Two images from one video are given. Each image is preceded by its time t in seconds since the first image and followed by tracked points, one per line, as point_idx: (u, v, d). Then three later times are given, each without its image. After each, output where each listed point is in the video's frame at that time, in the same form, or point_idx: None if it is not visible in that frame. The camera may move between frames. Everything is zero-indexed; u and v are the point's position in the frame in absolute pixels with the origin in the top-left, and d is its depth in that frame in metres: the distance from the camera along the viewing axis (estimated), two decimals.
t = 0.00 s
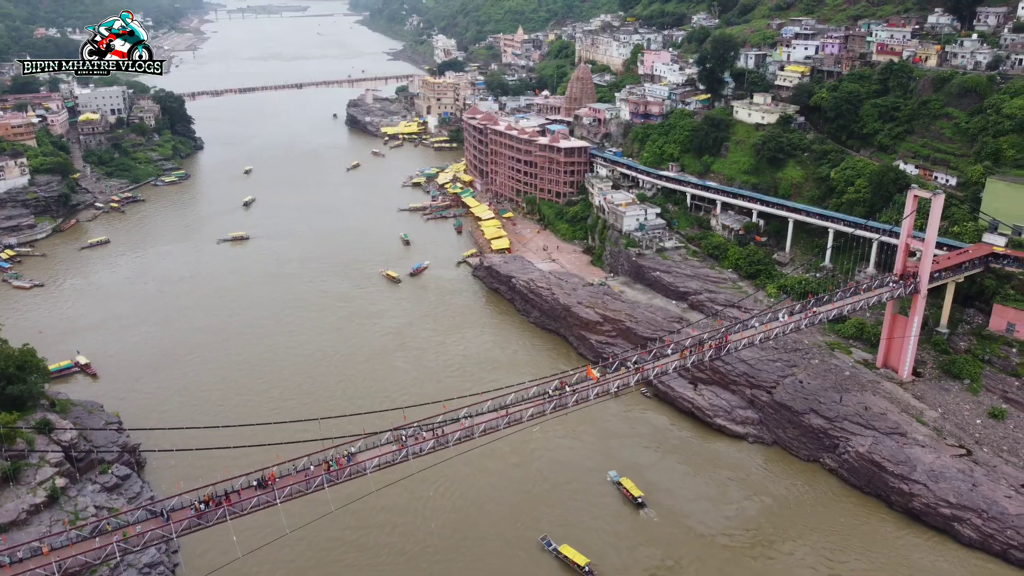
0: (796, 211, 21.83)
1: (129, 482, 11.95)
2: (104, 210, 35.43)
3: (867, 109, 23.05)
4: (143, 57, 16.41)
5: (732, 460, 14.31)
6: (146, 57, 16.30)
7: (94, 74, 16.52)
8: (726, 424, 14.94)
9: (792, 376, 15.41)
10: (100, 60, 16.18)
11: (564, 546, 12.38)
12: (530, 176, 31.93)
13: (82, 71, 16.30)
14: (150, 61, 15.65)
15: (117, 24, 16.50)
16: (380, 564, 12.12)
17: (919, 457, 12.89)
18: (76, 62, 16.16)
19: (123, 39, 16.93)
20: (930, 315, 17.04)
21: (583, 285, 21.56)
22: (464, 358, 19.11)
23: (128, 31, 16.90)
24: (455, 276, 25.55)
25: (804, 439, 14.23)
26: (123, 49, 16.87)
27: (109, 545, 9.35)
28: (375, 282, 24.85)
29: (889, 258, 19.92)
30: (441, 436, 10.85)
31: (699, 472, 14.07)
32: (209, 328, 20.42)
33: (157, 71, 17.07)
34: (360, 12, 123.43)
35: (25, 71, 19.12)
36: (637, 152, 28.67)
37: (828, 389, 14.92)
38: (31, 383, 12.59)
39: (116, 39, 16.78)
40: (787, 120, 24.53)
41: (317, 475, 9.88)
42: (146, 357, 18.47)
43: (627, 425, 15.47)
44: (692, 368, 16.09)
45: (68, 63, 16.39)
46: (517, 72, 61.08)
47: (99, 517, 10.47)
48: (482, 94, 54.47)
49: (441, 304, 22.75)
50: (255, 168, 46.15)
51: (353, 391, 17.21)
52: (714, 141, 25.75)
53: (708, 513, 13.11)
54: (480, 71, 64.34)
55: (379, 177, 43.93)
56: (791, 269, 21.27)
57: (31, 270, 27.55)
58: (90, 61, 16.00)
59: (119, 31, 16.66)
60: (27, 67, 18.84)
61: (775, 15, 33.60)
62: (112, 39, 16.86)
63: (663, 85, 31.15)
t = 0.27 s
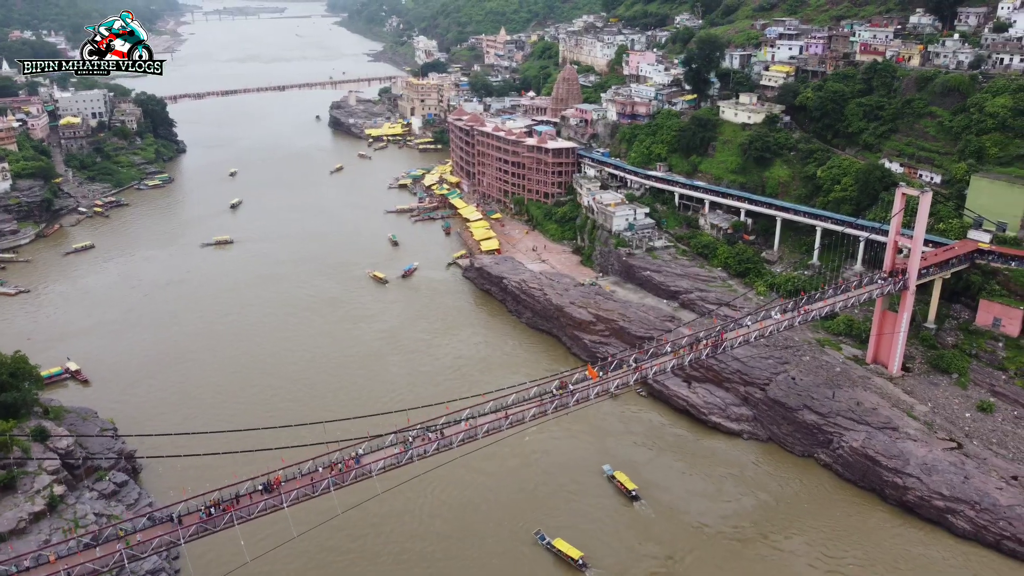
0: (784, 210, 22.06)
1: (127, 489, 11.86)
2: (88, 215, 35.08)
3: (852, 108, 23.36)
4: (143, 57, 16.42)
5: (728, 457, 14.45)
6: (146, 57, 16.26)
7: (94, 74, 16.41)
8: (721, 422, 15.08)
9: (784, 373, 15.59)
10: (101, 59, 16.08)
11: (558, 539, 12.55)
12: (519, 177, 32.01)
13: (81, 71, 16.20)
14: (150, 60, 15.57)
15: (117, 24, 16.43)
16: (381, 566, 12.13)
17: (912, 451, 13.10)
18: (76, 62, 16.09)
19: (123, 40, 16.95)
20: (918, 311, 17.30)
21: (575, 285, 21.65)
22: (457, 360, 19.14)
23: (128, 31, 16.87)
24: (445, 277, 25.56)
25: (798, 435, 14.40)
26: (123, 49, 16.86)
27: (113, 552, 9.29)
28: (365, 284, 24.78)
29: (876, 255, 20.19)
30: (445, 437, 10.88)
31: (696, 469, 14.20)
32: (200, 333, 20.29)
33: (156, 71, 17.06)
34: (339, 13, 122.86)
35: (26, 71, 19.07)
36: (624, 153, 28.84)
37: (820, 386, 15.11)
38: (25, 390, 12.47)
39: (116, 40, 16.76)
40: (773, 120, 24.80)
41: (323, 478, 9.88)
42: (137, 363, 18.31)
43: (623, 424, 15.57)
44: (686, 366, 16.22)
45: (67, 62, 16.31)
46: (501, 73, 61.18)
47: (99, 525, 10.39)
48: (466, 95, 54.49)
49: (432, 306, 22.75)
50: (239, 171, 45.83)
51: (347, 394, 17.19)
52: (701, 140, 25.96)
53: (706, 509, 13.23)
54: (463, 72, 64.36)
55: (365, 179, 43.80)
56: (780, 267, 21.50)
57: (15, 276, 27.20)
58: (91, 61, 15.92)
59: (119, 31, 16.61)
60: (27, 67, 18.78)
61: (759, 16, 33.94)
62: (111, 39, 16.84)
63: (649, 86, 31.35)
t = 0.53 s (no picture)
0: (772, 208, 22.29)
1: (125, 495, 11.76)
2: (71, 219, 34.72)
3: (837, 107, 23.64)
4: (144, 57, 16.24)
5: (723, 453, 14.59)
6: (147, 57, 16.08)
7: (95, 74, 16.14)
8: (716, 418, 15.22)
9: (777, 369, 15.74)
10: (101, 60, 15.88)
11: (551, 533, 12.70)
12: (507, 177, 32.05)
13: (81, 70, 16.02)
14: (151, 60, 15.41)
15: (117, 24, 16.22)
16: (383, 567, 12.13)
17: (905, 444, 13.28)
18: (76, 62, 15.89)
19: (122, 40, 16.77)
20: (906, 306, 17.55)
21: (566, 284, 21.72)
22: (451, 360, 19.16)
23: (128, 31, 16.68)
24: (436, 278, 25.56)
25: (793, 430, 14.57)
26: (123, 49, 16.66)
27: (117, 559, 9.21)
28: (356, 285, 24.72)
29: (864, 252, 20.46)
30: (449, 437, 10.87)
31: (692, 465, 14.32)
32: (191, 337, 20.16)
33: (156, 71, 16.90)
34: (318, 13, 122.12)
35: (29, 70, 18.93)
36: (612, 152, 28.98)
37: (813, 381, 15.28)
38: (19, 397, 12.33)
39: (116, 40, 16.57)
40: (759, 119, 25.04)
41: (329, 481, 9.87)
42: (127, 369, 18.17)
43: (618, 421, 15.68)
44: (680, 363, 16.35)
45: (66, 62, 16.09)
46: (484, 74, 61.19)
47: (100, 532, 10.33)
48: (451, 96, 54.45)
49: (424, 307, 22.74)
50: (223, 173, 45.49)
51: (343, 396, 17.17)
52: (689, 139, 26.15)
53: (704, 505, 13.36)
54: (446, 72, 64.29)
55: (350, 181, 43.65)
56: (769, 265, 21.73)
57: None
58: (92, 61, 15.73)
59: (119, 31, 16.41)
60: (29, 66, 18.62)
61: (743, 16, 34.24)
62: (111, 39, 16.63)
63: (636, 85, 31.53)
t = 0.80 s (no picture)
0: (759, 207, 22.52)
1: (123, 502, 11.68)
2: (54, 224, 34.33)
3: (823, 107, 23.95)
4: (145, 57, 16.15)
5: (719, 450, 14.74)
6: (147, 56, 16.03)
7: (93, 74, 16.21)
8: (711, 416, 15.36)
9: (769, 367, 15.92)
10: (101, 60, 15.78)
11: (545, 528, 12.84)
12: (495, 179, 32.10)
13: (81, 71, 15.90)
14: (152, 60, 15.32)
15: (118, 24, 16.10)
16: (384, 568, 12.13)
17: (898, 439, 13.49)
18: (76, 62, 15.80)
19: (122, 41, 16.73)
20: (894, 303, 17.81)
21: (558, 285, 21.80)
22: (445, 362, 19.18)
23: (128, 31, 16.57)
24: (426, 280, 25.55)
25: (787, 427, 14.75)
26: (123, 49, 16.54)
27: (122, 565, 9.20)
28: (346, 288, 24.66)
29: (851, 250, 20.73)
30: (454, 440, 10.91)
31: (688, 462, 14.45)
32: (182, 342, 20.02)
33: (157, 72, 16.82)
34: (296, 15, 121.38)
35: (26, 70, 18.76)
36: (600, 153, 29.13)
37: (805, 379, 15.47)
38: (14, 405, 12.19)
39: (116, 40, 16.45)
40: (746, 120, 25.29)
41: (335, 485, 9.89)
42: (117, 376, 18.01)
43: (613, 420, 15.78)
44: (674, 363, 16.47)
45: (66, 62, 15.97)
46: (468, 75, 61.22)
47: (101, 540, 10.27)
48: (435, 98, 54.44)
49: (415, 309, 22.73)
50: (206, 176, 45.13)
51: (338, 400, 17.15)
52: (677, 140, 26.35)
53: (702, 501, 13.48)
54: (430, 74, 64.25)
55: (335, 183, 43.50)
56: (757, 264, 21.96)
57: None
58: (92, 61, 15.63)
59: (119, 31, 16.30)
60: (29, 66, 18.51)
61: (727, 17, 34.57)
62: (111, 38, 16.55)
63: (622, 87, 31.73)
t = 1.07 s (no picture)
0: (748, 207, 22.73)
1: (122, 510, 11.61)
2: (37, 230, 33.94)
3: (809, 107, 24.23)
4: (145, 57, 16.12)
5: (714, 449, 14.87)
6: (147, 57, 15.97)
7: (93, 74, 16.19)
8: (706, 415, 15.50)
9: (762, 365, 16.09)
10: (101, 60, 15.74)
11: (539, 525, 12.97)
12: (483, 180, 32.14)
13: (81, 71, 15.84)
14: (152, 61, 15.28)
15: (118, 24, 16.03)
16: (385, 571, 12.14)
17: (891, 435, 13.69)
18: (76, 62, 15.75)
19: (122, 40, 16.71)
20: (883, 301, 18.05)
21: (550, 286, 21.87)
22: (439, 364, 19.20)
23: (128, 31, 16.52)
24: (417, 282, 25.54)
25: (782, 425, 14.91)
26: (123, 49, 16.48)
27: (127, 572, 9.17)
28: (337, 291, 24.57)
29: (839, 248, 20.98)
30: (458, 443, 10.94)
31: (685, 461, 14.57)
32: (174, 348, 19.88)
33: (157, 71, 16.81)
34: (274, 16, 120.45)
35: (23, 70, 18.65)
36: (588, 155, 29.26)
37: (797, 376, 15.66)
38: (9, 413, 12.08)
39: (116, 40, 16.39)
40: (733, 120, 25.53)
41: (341, 489, 9.90)
42: (109, 384, 17.87)
43: (609, 419, 15.87)
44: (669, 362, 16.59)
45: (65, 62, 15.91)
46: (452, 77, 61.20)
47: (102, 549, 10.20)
48: (420, 100, 54.38)
49: (407, 311, 22.70)
50: (190, 180, 44.79)
51: (333, 404, 17.12)
52: (665, 141, 26.53)
53: (700, 498, 13.60)
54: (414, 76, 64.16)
55: (321, 186, 43.30)
56: (747, 263, 22.16)
57: None
58: (93, 61, 15.58)
59: (119, 31, 16.18)
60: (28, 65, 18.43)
61: (711, 19, 34.88)
62: (111, 38, 16.45)
63: (609, 88, 31.88)
